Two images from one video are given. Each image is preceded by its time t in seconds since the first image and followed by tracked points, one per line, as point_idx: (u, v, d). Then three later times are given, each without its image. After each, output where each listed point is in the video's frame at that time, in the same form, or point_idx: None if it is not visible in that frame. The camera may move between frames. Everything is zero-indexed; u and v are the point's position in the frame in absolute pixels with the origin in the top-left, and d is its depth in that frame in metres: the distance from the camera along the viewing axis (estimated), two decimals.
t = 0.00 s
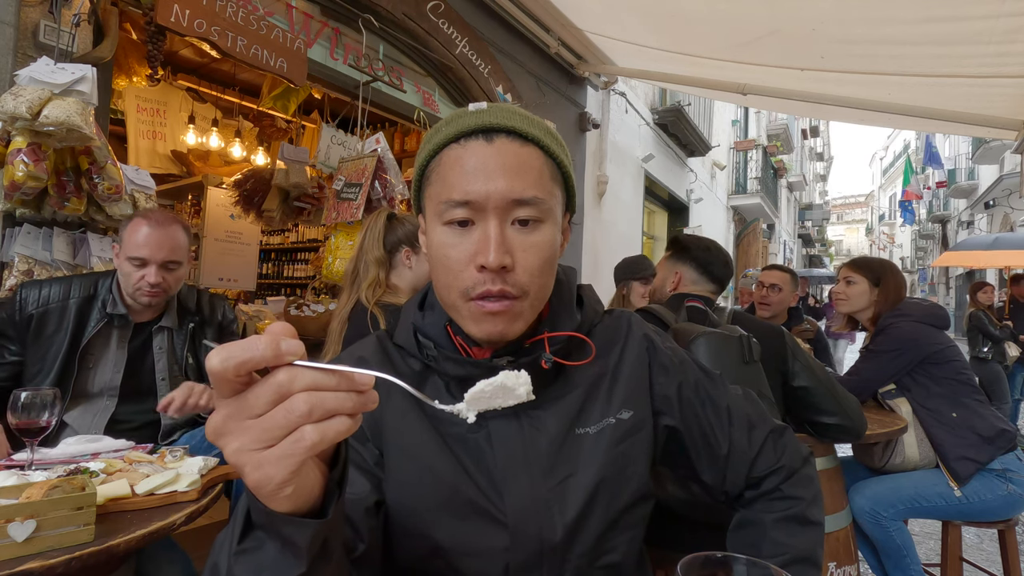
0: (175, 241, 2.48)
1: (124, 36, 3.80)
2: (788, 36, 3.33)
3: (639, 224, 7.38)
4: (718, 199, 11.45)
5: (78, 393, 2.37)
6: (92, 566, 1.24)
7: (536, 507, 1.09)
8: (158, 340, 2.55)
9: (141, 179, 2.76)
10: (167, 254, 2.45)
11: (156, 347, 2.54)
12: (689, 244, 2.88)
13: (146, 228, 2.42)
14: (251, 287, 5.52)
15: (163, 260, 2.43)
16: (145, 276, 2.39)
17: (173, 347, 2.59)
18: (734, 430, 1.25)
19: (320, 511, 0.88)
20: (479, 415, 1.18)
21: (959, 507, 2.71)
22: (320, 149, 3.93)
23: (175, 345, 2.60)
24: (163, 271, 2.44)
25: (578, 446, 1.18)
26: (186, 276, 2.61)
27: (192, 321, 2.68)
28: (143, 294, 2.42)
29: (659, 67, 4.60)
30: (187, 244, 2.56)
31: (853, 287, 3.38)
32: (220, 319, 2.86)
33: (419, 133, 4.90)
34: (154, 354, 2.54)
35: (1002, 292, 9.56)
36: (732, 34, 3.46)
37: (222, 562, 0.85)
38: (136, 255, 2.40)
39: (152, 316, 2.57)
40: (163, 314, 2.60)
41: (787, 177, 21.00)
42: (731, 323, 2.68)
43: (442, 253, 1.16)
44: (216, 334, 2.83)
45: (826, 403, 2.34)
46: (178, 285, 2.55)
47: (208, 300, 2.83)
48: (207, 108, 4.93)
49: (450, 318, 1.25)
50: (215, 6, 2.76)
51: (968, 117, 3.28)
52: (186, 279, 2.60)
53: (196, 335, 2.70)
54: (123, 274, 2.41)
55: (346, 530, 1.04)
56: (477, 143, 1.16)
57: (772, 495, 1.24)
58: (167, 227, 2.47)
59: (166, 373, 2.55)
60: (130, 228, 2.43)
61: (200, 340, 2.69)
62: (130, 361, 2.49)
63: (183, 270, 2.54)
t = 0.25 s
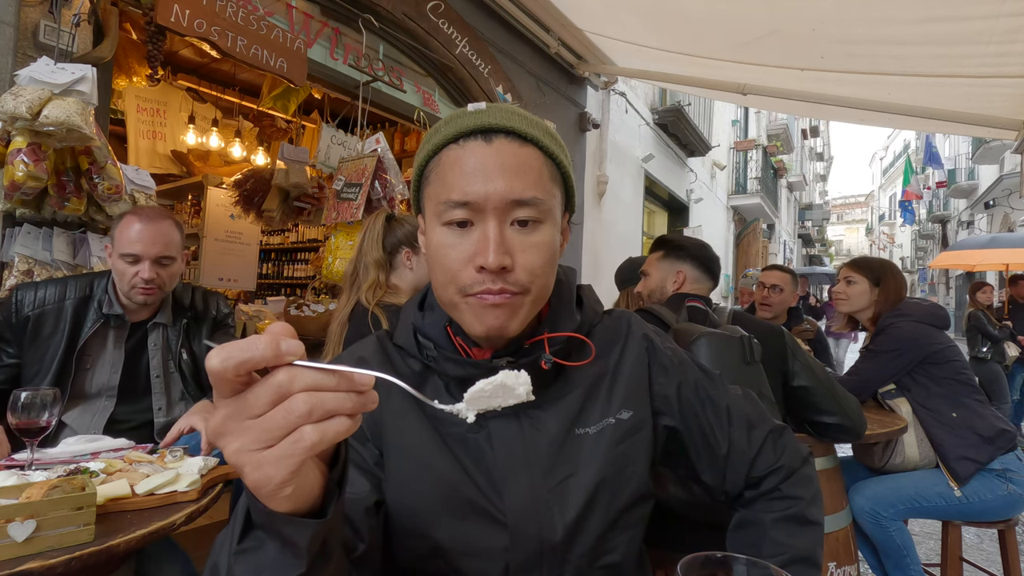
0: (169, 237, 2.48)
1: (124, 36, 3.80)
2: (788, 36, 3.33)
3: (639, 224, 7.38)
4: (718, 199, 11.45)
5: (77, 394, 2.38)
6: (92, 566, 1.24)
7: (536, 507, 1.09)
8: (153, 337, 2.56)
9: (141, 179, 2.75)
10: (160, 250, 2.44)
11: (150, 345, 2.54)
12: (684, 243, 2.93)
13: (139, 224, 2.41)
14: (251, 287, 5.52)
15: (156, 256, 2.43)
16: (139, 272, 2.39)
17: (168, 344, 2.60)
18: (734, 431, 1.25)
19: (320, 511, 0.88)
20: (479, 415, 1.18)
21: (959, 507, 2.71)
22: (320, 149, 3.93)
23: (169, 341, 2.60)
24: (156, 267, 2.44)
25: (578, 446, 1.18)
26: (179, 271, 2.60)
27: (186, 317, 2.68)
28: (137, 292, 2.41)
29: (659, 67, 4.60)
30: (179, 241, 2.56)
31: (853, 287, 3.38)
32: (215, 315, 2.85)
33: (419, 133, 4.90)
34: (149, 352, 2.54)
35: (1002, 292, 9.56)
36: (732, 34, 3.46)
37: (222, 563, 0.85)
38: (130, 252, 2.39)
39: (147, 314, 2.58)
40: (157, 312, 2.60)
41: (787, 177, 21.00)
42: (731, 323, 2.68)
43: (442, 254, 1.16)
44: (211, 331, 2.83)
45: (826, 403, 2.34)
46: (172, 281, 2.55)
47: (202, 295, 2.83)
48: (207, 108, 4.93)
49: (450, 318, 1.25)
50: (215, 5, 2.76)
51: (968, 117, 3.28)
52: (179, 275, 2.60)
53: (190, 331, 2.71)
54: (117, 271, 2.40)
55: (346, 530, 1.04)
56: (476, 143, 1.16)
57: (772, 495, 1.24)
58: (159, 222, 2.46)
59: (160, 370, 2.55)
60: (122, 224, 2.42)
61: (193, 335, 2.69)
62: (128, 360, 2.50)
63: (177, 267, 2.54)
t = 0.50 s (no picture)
0: (164, 237, 2.44)
1: (124, 36, 3.80)
2: (788, 36, 3.33)
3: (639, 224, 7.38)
4: (718, 199, 11.45)
5: (74, 394, 2.38)
6: (92, 566, 1.24)
7: (536, 507, 1.10)
8: (149, 337, 2.54)
9: (141, 179, 2.75)
10: (156, 250, 2.41)
11: (147, 345, 2.53)
12: (678, 243, 2.95)
13: (133, 224, 2.37)
14: (251, 287, 5.53)
15: (151, 256, 2.39)
16: (134, 272, 2.36)
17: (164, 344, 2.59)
18: (733, 431, 1.25)
19: (319, 508, 0.88)
20: (479, 414, 1.18)
21: (959, 507, 2.71)
22: (320, 149, 3.93)
23: (166, 340, 2.59)
24: (152, 267, 2.41)
25: (578, 446, 1.18)
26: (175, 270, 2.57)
27: (183, 317, 2.68)
28: (132, 292, 2.39)
29: (659, 67, 4.60)
30: (174, 240, 2.51)
31: (853, 287, 3.38)
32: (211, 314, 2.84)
33: (419, 133, 4.90)
34: (145, 352, 2.53)
35: (1002, 292, 9.57)
36: (732, 34, 3.46)
37: (221, 562, 0.85)
38: (125, 252, 2.36)
39: (144, 314, 2.57)
40: (154, 311, 2.59)
41: (787, 177, 21.00)
42: (731, 323, 2.68)
43: (441, 253, 1.16)
44: (207, 329, 2.82)
45: (826, 403, 2.34)
46: (168, 280, 2.53)
47: (198, 295, 2.83)
48: (207, 108, 4.93)
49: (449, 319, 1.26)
50: (215, 5, 2.76)
51: (968, 117, 3.28)
52: (176, 274, 2.57)
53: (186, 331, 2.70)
54: (111, 271, 2.37)
55: (346, 530, 1.04)
56: (475, 143, 1.16)
57: (772, 495, 1.24)
58: (153, 221, 2.42)
59: (157, 370, 2.54)
60: (117, 224, 2.39)
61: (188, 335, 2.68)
62: (126, 358, 2.50)
63: (172, 266, 2.51)
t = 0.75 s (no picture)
0: (161, 238, 2.44)
1: (124, 36, 3.80)
2: (788, 36, 3.33)
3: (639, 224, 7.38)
4: (718, 199, 11.45)
5: (74, 395, 2.38)
6: (92, 566, 1.24)
7: (536, 506, 1.10)
8: (148, 337, 2.54)
9: (141, 179, 2.75)
10: (153, 251, 2.41)
11: (146, 346, 2.53)
12: (677, 243, 2.96)
13: (130, 225, 2.36)
14: (251, 288, 5.53)
15: (149, 256, 2.39)
16: (131, 273, 2.36)
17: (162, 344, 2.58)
18: (733, 431, 1.25)
19: (318, 507, 0.88)
20: (479, 414, 1.18)
21: (959, 507, 2.71)
22: (320, 149, 3.93)
23: (165, 341, 2.59)
24: (149, 267, 2.41)
25: (578, 446, 1.18)
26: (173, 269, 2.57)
27: (181, 317, 2.68)
28: (130, 292, 2.39)
29: (659, 67, 4.60)
30: (171, 241, 2.51)
31: (853, 287, 3.38)
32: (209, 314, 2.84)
33: (419, 133, 4.90)
34: (144, 352, 2.53)
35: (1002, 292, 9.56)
36: (732, 34, 3.46)
37: (221, 561, 0.85)
38: (121, 252, 2.35)
39: (143, 315, 2.57)
40: (152, 312, 2.59)
41: (787, 177, 21.00)
42: (731, 323, 2.68)
43: (440, 253, 1.16)
44: (207, 330, 2.82)
45: (826, 403, 2.34)
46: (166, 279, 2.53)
47: (198, 295, 2.83)
48: (207, 108, 4.93)
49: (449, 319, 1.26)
50: (215, 5, 2.76)
51: (968, 117, 3.28)
52: (173, 274, 2.57)
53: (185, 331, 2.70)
54: (108, 272, 2.37)
55: (346, 530, 1.04)
56: (474, 143, 1.16)
57: (772, 495, 1.24)
58: (150, 222, 2.41)
59: (156, 371, 2.54)
60: (113, 225, 2.38)
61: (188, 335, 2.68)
62: (126, 358, 2.50)
63: (169, 267, 2.51)
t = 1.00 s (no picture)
0: (161, 238, 2.44)
1: (124, 36, 3.80)
2: (788, 36, 3.33)
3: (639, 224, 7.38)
4: (718, 199, 11.45)
5: (73, 396, 2.38)
6: (92, 566, 1.24)
7: (535, 507, 1.10)
8: (148, 338, 2.54)
9: (141, 179, 2.75)
10: (152, 251, 2.41)
11: (146, 346, 2.53)
12: (677, 243, 2.96)
13: (129, 225, 2.36)
14: (251, 287, 5.53)
15: (148, 257, 2.39)
16: (131, 273, 2.36)
17: (162, 344, 2.58)
18: (733, 431, 1.25)
19: (318, 507, 0.88)
20: (479, 415, 1.18)
21: (959, 507, 2.71)
22: (320, 149, 3.93)
23: (165, 341, 2.59)
24: (149, 268, 2.41)
25: (577, 447, 1.17)
26: (172, 270, 2.57)
27: (180, 318, 2.67)
28: (129, 293, 2.39)
29: (659, 67, 4.59)
30: (171, 241, 2.51)
31: (853, 287, 3.38)
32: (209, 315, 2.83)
33: (419, 133, 4.90)
34: (143, 353, 2.52)
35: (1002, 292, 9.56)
36: (732, 34, 3.46)
37: (221, 561, 0.85)
38: (121, 253, 2.35)
39: (142, 316, 2.56)
40: (152, 312, 2.59)
41: (787, 177, 21.00)
42: (731, 323, 2.68)
43: (441, 252, 1.16)
44: (207, 330, 2.82)
45: (826, 403, 2.34)
46: (165, 280, 2.53)
47: (198, 295, 2.83)
48: (207, 108, 4.93)
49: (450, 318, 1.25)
50: (215, 5, 2.76)
51: (968, 117, 3.28)
52: (173, 274, 2.57)
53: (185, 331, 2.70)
54: (107, 272, 2.37)
55: (346, 530, 1.04)
56: (474, 143, 1.16)
57: (772, 495, 1.24)
58: (150, 223, 2.41)
59: (157, 371, 2.54)
60: (113, 225, 2.38)
61: (188, 336, 2.68)
62: (125, 357, 2.50)
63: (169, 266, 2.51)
